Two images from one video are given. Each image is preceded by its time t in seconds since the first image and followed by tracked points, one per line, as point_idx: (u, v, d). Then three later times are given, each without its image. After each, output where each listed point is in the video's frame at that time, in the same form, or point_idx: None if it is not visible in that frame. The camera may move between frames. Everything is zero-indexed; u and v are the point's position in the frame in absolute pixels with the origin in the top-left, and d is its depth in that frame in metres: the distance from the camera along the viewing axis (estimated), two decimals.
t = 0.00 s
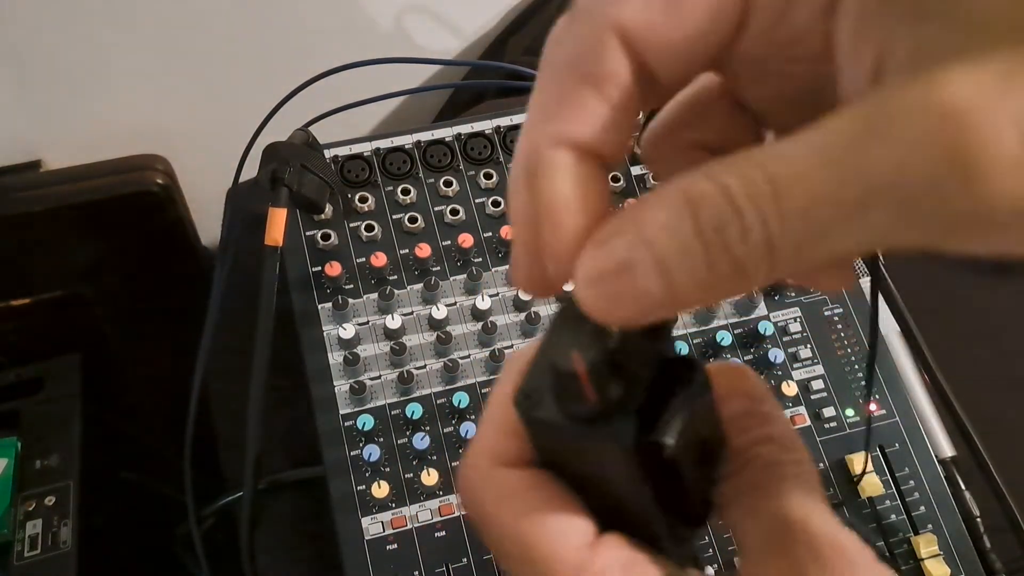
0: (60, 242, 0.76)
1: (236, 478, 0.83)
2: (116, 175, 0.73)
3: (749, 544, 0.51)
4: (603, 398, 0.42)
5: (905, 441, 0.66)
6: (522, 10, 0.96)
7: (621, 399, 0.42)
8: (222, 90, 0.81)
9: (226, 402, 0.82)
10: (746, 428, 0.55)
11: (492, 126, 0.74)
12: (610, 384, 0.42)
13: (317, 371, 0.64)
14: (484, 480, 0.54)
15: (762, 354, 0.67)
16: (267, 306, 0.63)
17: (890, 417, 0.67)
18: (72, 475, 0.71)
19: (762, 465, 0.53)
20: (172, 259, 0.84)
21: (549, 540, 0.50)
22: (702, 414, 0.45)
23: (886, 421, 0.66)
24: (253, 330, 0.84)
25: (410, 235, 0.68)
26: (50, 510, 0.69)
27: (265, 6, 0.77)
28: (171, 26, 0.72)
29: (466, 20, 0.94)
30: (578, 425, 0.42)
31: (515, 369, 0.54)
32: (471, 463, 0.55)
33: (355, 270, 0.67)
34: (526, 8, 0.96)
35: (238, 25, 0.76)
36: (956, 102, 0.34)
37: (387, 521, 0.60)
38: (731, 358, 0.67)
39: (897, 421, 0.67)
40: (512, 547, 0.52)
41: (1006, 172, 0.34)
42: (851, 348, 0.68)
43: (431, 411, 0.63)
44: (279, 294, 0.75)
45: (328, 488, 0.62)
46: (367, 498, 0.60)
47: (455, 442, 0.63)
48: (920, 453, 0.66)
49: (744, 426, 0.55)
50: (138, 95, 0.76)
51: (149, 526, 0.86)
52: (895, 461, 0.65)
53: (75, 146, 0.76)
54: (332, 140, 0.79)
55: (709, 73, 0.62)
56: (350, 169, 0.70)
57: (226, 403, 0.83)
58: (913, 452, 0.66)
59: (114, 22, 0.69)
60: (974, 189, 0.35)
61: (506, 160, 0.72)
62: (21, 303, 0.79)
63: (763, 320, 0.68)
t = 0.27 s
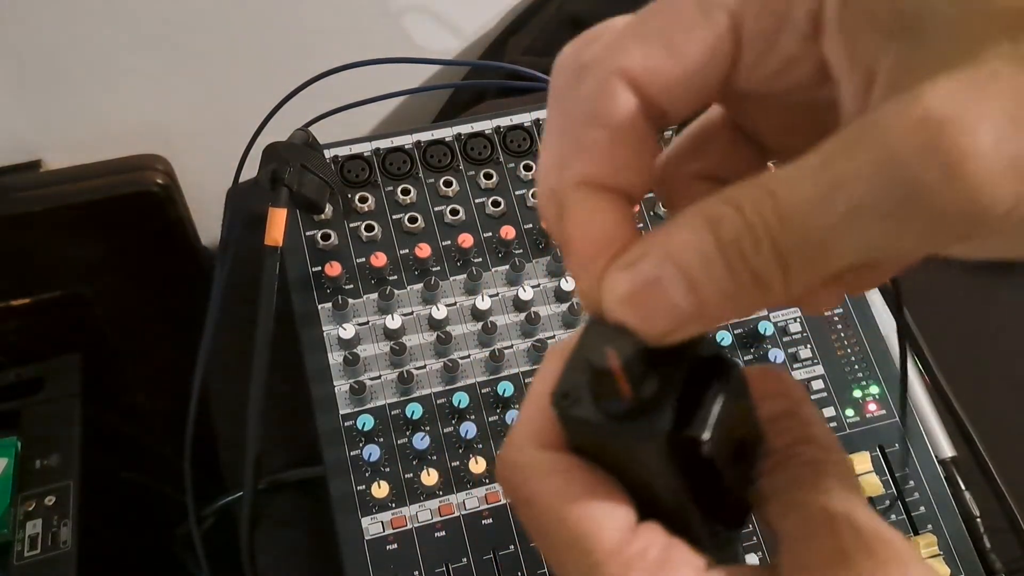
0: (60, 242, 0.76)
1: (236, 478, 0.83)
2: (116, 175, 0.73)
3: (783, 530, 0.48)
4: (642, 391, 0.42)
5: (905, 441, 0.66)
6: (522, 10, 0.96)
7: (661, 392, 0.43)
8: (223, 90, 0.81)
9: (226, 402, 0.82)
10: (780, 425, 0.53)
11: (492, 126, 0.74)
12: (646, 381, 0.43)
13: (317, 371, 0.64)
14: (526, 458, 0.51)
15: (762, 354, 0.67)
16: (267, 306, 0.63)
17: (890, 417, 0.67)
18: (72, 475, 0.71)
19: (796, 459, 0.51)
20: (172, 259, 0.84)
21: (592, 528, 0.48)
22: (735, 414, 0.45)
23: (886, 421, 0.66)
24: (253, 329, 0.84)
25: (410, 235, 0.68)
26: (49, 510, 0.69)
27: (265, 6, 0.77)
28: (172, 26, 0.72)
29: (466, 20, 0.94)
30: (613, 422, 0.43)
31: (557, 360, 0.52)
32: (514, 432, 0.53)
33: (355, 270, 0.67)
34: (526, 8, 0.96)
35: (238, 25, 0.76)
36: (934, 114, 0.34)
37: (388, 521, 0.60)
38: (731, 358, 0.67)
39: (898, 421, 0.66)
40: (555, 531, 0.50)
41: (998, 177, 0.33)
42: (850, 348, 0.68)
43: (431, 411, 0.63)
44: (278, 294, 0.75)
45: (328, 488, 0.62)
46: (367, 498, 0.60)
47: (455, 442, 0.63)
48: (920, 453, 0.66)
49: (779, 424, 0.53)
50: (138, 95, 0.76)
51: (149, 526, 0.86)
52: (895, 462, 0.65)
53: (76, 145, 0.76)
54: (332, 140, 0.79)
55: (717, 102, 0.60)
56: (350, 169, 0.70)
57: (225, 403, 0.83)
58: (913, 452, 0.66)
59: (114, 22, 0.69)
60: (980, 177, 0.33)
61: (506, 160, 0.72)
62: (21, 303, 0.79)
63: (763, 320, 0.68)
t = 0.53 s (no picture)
0: (61, 243, 0.76)
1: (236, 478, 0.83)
2: (116, 175, 0.73)
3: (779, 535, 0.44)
4: (584, 349, 0.39)
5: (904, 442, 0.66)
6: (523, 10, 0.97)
7: (602, 347, 0.40)
8: (222, 90, 0.81)
9: (227, 402, 0.83)
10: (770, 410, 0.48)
11: (492, 126, 0.74)
12: (587, 331, 0.40)
13: (318, 371, 0.64)
14: (483, 460, 0.49)
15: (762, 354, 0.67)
16: (267, 306, 0.63)
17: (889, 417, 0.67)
18: (73, 475, 0.71)
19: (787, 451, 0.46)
20: (172, 259, 0.84)
21: (559, 519, 0.46)
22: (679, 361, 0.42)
23: (886, 421, 0.67)
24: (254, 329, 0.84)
25: (410, 235, 0.68)
26: (50, 510, 0.69)
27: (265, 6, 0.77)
28: (172, 27, 0.72)
29: (467, 20, 0.94)
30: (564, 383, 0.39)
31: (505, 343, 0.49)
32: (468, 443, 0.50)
33: (355, 270, 0.67)
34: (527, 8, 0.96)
35: (238, 25, 0.76)
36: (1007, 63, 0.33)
37: (388, 521, 0.60)
38: (731, 358, 0.67)
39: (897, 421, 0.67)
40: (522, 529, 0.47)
41: None
42: (850, 348, 0.69)
43: (431, 411, 0.63)
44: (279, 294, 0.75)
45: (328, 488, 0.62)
46: (367, 498, 0.60)
47: (455, 442, 0.63)
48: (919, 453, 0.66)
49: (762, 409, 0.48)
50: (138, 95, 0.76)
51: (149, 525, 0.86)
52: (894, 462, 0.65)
53: (76, 146, 0.76)
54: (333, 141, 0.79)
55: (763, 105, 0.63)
56: (350, 169, 0.71)
57: (226, 402, 0.83)
58: (912, 453, 0.66)
59: (114, 23, 0.69)
60: (984, 170, 0.29)
61: (506, 160, 0.72)
62: (22, 303, 0.79)
63: (762, 320, 0.68)
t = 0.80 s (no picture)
0: (59, 243, 0.76)
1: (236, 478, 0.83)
2: (116, 175, 0.73)
3: (831, 553, 0.44)
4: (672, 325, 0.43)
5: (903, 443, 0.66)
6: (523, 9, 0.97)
7: (685, 330, 0.43)
8: (223, 89, 0.81)
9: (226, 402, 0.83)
10: (823, 430, 0.47)
11: (491, 126, 0.74)
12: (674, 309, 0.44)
13: (318, 371, 0.64)
14: (540, 474, 0.49)
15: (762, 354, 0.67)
16: (267, 306, 0.63)
17: (888, 418, 0.67)
18: (72, 475, 0.71)
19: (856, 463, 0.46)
20: (172, 259, 0.84)
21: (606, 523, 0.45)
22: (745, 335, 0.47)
23: (886, 421, 0.66)
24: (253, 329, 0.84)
25: (410, 235, 0.68)
26: (50, 510, 0.69)
27: (266, 6, 0.77)
28: (171, 27, 0.72)
29: (466, 20, 0.94)
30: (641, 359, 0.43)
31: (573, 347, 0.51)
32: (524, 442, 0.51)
33: (355, 270, 0.67)
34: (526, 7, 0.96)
35: (238, 25, 0.76)
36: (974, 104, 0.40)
37: (388, 521, 0.60)
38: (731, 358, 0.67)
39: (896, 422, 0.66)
40: (590, 538, 0.46)
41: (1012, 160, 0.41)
42: (850, 348, 0.68)
43: (430, 411, 0.63)
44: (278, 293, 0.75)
45: (329, 488, 0.62)
46: (367, 498, 0.60)
47: (455, 442, 0.63)
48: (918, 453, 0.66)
49: (826, 424, 0.47)
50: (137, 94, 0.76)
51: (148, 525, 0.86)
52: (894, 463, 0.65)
53: (75, 145, 0.76)
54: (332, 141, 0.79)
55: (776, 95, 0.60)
56: (350, 169, 0.70)
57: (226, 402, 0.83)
58: (912, 454, 0.66)
59: (114, 23, 0.69)
60: (997, 124, 0.40)
61: (506, 160, 0.72)
62: (21, 304, 0.79)
63: (763, 320, 0.68)
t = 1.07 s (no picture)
0: (60, 244, 0.76)
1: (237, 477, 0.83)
2: (117, 175, 0.74)
3: (865, 561, 0.39)
4: (719, 325, 0.39)
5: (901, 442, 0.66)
6: (523, 11, 0.97)
7: (730, 330, 0.40)
8: (223, 90, 0.81)
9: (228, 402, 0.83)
10: (842, 434, 0.42)
11: (492, 126, 0.74)
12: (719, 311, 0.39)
13: (319, 371, 0.64)
14: (563, 478, 0.46)
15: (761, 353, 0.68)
16: (268, 306, 0.64)
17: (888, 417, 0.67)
18: (74, 474, 0.71)
19: (888, 459, 0.41)
20: (173, 259, 0.85)
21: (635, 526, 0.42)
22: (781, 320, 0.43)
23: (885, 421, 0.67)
24: (254, 329, 0.84)
25: (411, 236, 0.69)
26: (51, 509, 0.69)
27: (266, 7, 0.77)
28: (172, 28, 0.73)
29: (467, 21, 0.95)
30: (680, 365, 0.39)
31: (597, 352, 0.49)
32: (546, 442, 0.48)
33: (355, 270, 0.67)
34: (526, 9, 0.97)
35: (239, 26, 0.77)
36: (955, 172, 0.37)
37: (388, 520, 0.60)
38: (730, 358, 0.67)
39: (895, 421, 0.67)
40: (616, 541, 0.43)
41: None
42: (849, 348, 0.69)
43: (431, 411, 0.63)
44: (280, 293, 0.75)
45: (329, 487, 0.62)
46: (368, 498, 0.60)
47: (456, 442, 0.63)
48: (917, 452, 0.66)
49: (851, 423, 0.43)
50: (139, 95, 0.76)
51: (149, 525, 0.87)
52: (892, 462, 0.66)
53: (77, 146, 0.76)
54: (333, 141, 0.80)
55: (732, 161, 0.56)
56: (351, 169, 0.71)
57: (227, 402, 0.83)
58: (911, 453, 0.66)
59: (115, 24, 0.69)
60: (991, 221, 0.32)
61: (506, 160, 0.73)
62: (23, 304, 0.79)
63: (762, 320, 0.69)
